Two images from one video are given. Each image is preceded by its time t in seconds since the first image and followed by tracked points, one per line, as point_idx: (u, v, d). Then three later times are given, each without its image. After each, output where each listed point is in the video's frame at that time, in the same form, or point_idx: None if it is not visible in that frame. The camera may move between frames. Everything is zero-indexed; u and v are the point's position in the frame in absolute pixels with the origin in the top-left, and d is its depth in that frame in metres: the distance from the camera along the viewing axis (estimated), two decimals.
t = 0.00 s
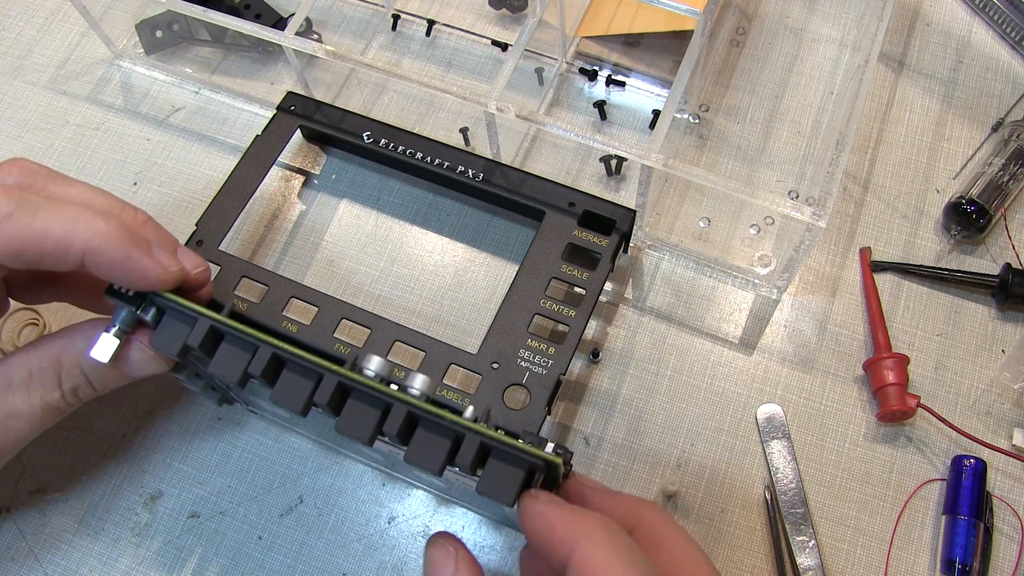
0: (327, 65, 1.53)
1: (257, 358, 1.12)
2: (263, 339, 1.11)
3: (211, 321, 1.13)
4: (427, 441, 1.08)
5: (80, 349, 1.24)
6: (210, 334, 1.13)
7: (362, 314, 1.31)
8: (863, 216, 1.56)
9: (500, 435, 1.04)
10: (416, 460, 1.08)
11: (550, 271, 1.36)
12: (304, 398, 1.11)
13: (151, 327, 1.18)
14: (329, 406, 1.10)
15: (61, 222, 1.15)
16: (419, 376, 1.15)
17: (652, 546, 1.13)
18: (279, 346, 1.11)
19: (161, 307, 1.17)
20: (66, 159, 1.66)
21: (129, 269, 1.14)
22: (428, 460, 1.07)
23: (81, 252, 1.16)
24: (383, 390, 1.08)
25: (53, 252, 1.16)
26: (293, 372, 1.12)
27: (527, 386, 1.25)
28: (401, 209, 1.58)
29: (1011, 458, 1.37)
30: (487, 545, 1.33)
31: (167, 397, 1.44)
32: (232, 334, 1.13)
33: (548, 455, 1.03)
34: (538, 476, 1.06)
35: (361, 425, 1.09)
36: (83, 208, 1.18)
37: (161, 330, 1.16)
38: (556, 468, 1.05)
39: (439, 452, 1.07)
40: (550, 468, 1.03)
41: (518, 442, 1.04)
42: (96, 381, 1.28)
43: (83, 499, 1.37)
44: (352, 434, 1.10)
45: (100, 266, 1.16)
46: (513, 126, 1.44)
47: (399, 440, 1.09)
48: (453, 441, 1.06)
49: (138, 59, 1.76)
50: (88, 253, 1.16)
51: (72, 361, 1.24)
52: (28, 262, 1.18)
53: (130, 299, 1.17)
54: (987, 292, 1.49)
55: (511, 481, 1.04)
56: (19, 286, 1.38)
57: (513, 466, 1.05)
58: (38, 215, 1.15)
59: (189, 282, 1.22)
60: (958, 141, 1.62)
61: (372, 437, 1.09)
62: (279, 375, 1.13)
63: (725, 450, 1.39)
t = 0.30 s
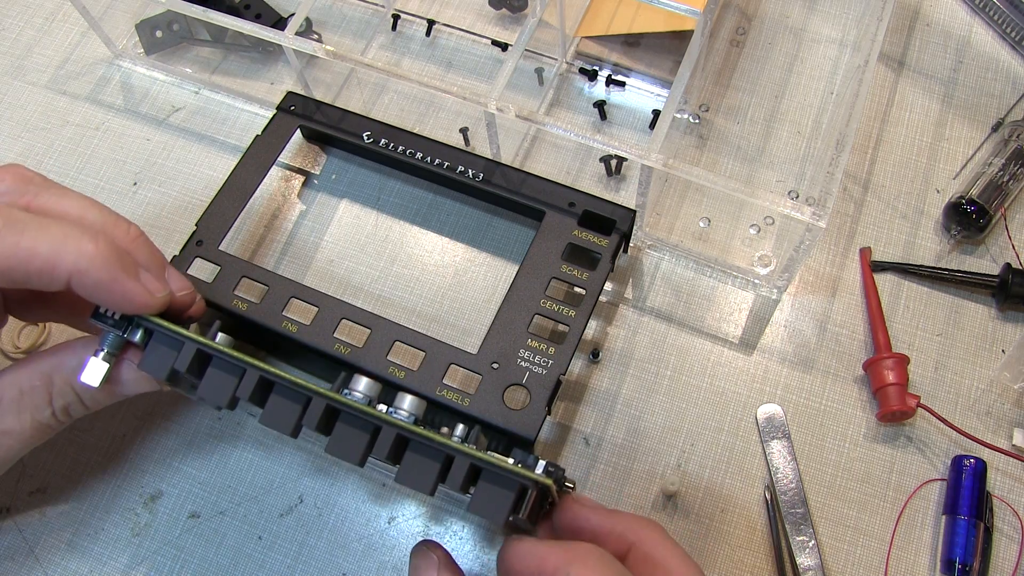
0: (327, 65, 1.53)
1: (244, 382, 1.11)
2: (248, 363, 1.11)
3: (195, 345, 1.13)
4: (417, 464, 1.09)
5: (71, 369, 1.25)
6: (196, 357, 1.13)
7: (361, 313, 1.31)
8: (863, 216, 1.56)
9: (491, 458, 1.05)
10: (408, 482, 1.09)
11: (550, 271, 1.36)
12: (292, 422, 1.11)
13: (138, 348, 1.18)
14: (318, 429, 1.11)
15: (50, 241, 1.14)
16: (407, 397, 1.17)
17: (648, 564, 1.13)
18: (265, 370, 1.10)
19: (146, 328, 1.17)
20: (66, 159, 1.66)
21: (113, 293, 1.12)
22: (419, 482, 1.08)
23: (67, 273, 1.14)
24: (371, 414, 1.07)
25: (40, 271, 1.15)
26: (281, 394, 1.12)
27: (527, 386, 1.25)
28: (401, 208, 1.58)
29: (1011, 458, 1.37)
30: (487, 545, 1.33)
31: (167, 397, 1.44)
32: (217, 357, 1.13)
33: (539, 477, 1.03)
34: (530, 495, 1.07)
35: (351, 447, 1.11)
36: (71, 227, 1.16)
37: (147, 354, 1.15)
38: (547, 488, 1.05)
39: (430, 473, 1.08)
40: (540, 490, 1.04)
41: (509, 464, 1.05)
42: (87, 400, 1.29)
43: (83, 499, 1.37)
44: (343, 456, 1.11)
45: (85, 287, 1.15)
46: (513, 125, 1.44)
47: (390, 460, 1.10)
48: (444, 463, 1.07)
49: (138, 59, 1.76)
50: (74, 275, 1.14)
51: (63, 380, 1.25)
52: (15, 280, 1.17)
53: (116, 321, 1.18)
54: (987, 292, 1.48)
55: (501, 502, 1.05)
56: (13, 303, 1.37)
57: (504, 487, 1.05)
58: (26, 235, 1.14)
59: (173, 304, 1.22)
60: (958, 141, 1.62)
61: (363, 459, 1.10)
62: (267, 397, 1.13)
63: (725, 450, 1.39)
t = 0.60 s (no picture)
0: (327, 66, 1.53)
1: (249, 373, 1.14)
2: (253, 354, 1.13)
3: (201, 338, 1.15)
4: (422, 452, 1.10)
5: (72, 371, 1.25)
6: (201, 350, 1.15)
7: (361, 313, 1.31)
8: (863, 216, 1.56)
9: (495, 444, 1.06)
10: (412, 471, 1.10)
11: (550, 271, 1.36)
12: (296, 413, 1.13)
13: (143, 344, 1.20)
14: (322, 419, 1.13)
15: (55, 238, 1.12)
16: (414, 386, 1.15)
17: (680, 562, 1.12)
18: (269, 360, 1.13)
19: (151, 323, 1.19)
20: (66, 159, 1.66)
21: (122, 288, 1.13)
22: (424, 470, 1.10)
23: (74, 270, 1.13)
24: (375, 402, 1.09)
25: (45, 268, 1.13)
26: (285, 386, 1.14)
27: (527, 386, 1.25)
28: (401, 208, 1.58)
29: (1011, 458, 1.37)
30: (488, 544, 1.33)
31: (167, 397, 1.44)
32: (222, 349, 1.15)
33: (543, 462, 1.05)
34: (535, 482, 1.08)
35: (356, 437, 1.12)
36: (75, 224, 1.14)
37: (152, 348, 1.18)
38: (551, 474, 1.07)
39: (434, 460, 1.10)
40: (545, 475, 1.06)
41: (513, 450, 1.06)
42: (90, 401, 1.28)
43: (83, 499, 1.37)
44: (347, 447, 1.12)
45: (93, 284, 1.14)
46: (513, 125, 1.44)
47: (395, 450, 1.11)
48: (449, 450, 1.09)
49: (138, 59, 1.76)
50: (80, 271, 1.13)
51: (64, 383, 1.25)
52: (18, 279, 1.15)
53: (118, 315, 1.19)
54: (987, 292, 1.48)
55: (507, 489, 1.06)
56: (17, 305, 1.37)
57: (508, 473, 1.07)
58: (32, 233, 1.11)
59: (186, 304, 1.22)
60: (958, 141, 1.62)
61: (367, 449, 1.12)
62: (271, 389, 1.15)
63: (725, 450, 1.39)
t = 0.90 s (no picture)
0: (327, 66, 1.53)
1: (257, 356, 1.14)
2: (262, 336, 1.14)
3: (209, 320, 1.16)
4: (429, 435, 1.10)
5: (80, 362, 1.24)
6: (210, 331, 1.15)
7: (361, 313, 1.31)
8: (863, 216, 1.56)
9: (504, 425, 1.06)
10: (419, 452, 1.09)
11: (550, 271, 1.36)
12: (303, 395, 1.13)
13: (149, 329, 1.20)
14: (329, 402, 1.13)
15: (60, 224, 1.11)
16: (420, 370, 1.17)
17: None
18: (278, 342, 1.13)
19: (159, 307, 1.19)
20: (67, 159, 1.66)
21: (129, 270, 1.13)
22: (431, 454, 1.09)
23: (81, 255, 1.12)
24: (384, 384, 1.10)
25: (52, 255, 1.13)
26: (293, 369, 1.14)
27: (527, 386, 1.25)
28: (401, 209, 1.58)
29: (1011, 458, 1.37)
30: (488, 544, 1.33)
31: (167, 397, 1.44)
32: (230, 332, 1.16)
33: (551, 444, 1.05)
34: (542, 467, 1.08)
35: (363, 419, 1.11)
36: (79, 209, 1.14)
37: (159, 331, 1.18)
38: (559, 457, 1.07)
39: (441, 443, 1.09)
40: (553, 457, 1.05)
41: (522, 432, 1.06)
42: (97, 390, 1.28)
43: (83, 499, 1.37)
44: (354, 429, 1.12)
45: (100, 268, 1.14)
46: (513, 125, 1.44)
47: (402, 433, 1.11)
48: (456, 432, 1.08)
49: (138, 59, 1.76)
50: (87, 257, 1.12)
51: (71, 373, 1.25)
52: (26, 268, 1.15)
53: (127, 300, 1.18)
54: (987, 292, 1.48)
55: (514, 471, 1.06)
56: (22, 298, 1.38)
57: (516, 456, 1.07)
58: (36, 219, 1.11)
59: (190, 288, 1.24)
60: (958, 141, 1.62)
61: (373, 432, 1.11)
62: (278, 373, 1.15)
63: (725, 450, 1.39)
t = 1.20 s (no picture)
0: (327, 66, 1.53)
1: (257, 357, 1.14)
2: (262, 337, 1.14)
3: (208, 321, 1.15)
4: (429, 437, 1.10)
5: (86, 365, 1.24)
6: (209, 332, 1.15)
7: (362, 313, 1.31)
8: (863, 216, 1.56)
9: (503, 427, 1.06)
10: (418, 454, 1.09)
11: (550, 271, 1.36)
12: (302, 397, 1.13)
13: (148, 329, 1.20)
14: (329, 403, 1.12)
15: (60, 226, 1.11)
16: (420, 371, 1.17)
17: None
18: (278, 343, 1.13)
19: (158, 308, 1.19)
20: (67, 159, 1.66)
21: (129, 271, 1.13)
22: (430, 455, 1.09)
23: (81, 256, 1.12)
24: (384, 385, 1.10)
25: (52, 257, 1.13)
26: (293, 371, 1.14)
27: (527, 385, 1.25)
28: (400, 209, 1.58)
29: (1011, 458, 1.37)
30: (488, 544, 1.33)
31: (167, 397, 1.44)
32: (229, 333, 1.16)
33: (551, 446, 1.05)
34: (542, 468, 1.08)
35: (362, 421, 1.11)
36: (79, 211, 1.14)
37: (159, 332, 1.17)
38: (559, 459, 1.07)
39: (441, 445, 1.09)
40: (553, 458, 1.05)
41: (522, 433, 1.06)
42: (99, 391, 1.29)
43: (82, 499, 1.37)
44: (353, 430, 1.12)
45: (100, 269, 1.14)
46: (512, 125, 1.44)
47: (401, 435, 1.11)
48: (456, 434, 1.08)
49: (138, 59, 1.76)
50: (87, 258, 1.12)
51: (75, 374, 1.24)
52: (27, 270, 1.15)
53: (127, 301, 1.18)
54: (987, 292, 1.48)
55: (515, 472, 1.06)
56: (22, 295, 1.38)
57: (515, 457, 1.07)
58: (37, 220, 1.11)
59: (189, 287, 1.23)
60: (958, 141, 1.62)
61: (373, 433, 1.11)
62: (277, 374, 1.15)
63: (725, 450, 1.39)
